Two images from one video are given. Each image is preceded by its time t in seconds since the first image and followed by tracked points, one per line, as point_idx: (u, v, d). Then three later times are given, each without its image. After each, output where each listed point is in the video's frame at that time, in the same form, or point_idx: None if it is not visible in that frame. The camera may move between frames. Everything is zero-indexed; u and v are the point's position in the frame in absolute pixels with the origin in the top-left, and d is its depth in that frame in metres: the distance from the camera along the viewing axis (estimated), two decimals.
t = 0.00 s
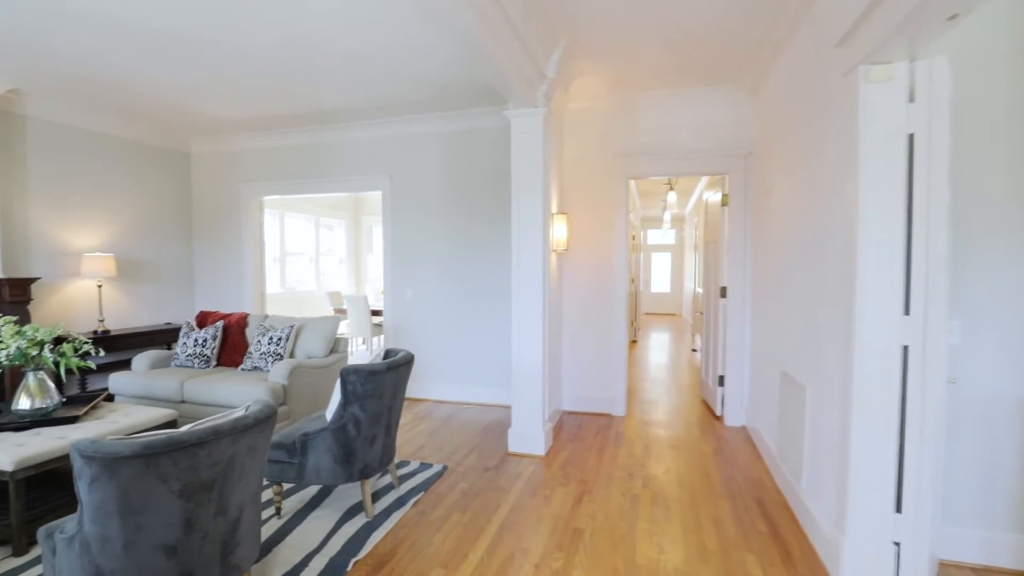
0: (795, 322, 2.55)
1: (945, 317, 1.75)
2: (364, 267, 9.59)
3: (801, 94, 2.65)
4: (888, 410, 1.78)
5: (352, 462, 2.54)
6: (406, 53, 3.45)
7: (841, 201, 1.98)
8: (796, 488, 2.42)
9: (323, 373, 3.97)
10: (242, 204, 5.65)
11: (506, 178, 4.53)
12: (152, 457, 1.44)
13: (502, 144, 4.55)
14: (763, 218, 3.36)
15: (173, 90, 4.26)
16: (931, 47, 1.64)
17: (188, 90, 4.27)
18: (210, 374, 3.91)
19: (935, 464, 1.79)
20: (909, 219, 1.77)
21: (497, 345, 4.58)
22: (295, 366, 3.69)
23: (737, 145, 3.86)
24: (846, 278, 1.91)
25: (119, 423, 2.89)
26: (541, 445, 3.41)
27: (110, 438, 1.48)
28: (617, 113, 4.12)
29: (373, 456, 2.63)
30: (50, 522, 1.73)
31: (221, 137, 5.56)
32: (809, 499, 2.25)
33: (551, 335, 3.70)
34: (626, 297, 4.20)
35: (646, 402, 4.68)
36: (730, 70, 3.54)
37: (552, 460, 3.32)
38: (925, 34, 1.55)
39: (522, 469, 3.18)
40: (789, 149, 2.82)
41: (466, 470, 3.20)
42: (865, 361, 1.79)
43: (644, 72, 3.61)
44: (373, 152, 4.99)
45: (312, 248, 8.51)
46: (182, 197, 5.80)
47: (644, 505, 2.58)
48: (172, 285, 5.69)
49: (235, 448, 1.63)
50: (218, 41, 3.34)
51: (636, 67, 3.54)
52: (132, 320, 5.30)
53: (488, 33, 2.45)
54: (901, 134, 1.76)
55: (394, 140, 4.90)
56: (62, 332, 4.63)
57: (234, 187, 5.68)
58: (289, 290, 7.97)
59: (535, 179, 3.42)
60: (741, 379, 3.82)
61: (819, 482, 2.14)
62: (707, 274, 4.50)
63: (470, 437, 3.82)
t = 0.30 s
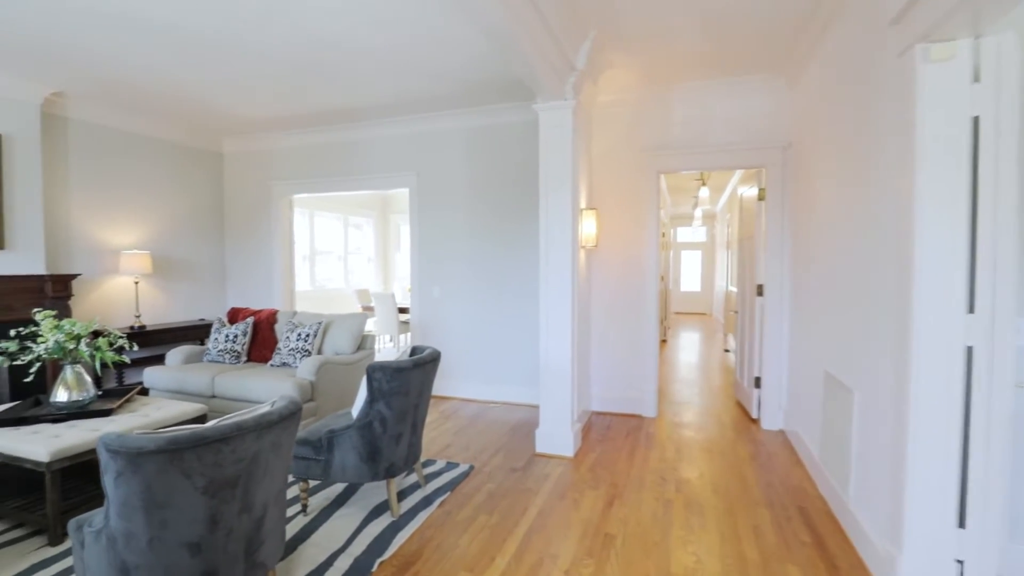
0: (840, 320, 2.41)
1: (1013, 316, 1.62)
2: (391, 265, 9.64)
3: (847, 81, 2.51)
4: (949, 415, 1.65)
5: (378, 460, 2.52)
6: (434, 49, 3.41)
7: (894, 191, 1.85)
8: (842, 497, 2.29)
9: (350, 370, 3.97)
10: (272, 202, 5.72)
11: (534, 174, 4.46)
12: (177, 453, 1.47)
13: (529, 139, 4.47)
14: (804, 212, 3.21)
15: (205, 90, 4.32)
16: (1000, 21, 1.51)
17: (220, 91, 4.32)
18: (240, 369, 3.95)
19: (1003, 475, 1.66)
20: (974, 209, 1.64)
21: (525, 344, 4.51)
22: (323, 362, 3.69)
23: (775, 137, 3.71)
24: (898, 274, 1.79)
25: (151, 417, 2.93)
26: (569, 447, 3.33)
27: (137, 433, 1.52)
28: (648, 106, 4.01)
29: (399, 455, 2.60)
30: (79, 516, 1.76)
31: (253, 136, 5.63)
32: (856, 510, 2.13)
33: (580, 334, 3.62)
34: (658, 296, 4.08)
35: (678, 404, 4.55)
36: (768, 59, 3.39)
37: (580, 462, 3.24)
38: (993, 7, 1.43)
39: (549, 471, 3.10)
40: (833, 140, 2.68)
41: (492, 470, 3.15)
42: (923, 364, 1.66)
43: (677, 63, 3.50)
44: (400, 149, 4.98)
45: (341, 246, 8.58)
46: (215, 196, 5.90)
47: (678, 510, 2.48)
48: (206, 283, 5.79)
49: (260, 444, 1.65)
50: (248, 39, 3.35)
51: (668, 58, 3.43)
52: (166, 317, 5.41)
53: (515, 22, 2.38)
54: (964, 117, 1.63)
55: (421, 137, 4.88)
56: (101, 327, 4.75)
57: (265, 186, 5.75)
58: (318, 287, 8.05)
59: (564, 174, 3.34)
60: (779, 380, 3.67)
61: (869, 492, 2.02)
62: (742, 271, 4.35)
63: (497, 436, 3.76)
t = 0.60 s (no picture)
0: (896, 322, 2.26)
1: None
2: (421, 264, 9.67)
3: (902, 66, 2.36)
4: None
5: (406, 460, 2.51)
6: (465, 45, 3.36)
7: (960, 182, 1.71)
8: (900, 511, 2.14)
9: (380, 367, 3.96)
10: (305, 201, 5.78)
11: (565, 171, 4.37)
12: (205, 450, 1.46)
13: (560, 135, 4.39)
14: (853, 208, 3.05)
15: (240, 91, 4.37)
16: None
17: (255, 91, 4.36)
18: (273, 365, 3.99)
19: None
20: None
21: (555, 344, 4.43)
22: (353, 359, 3.69)
23: (820, 130, 3.53)
24: (966, 271, 1.65)
25: (186, 412, 2.97)
26: (601, 450, 3.24)
27: (164, 429, 1.51)
28: (684, 100, 3.88)
29: (428, 454, 2.59)
30: (111, 510, 1.78)
31: (287, 136, 5.70)
32: (916, 526, 1.99)
33: (613, 334, 3.52)
34: (694, 296, 3.94)
35: (714, 407, 4.40)
36: (814, 47, 3.23)
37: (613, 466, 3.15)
38: None
39: (580, 474, 3.02)
40: (886, 131, 2.52)
41: (522, 472, 3.09)
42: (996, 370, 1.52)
43: (716, 53, 3.36)
44: (430, 147, 4.96)
45: (372, 245, 8.65)
46: (250, 195, 6.00)
47: (718, 523, 2.33)
48: (241, 280, 5.90)
49: (287, 443, 1.62)
50: (283, 39, 3.36)
51: (706, 48, 3.30)
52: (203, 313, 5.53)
53: (547, 12, 2.29)
54: None
55: (452, 134, 4.84)
56: (141, 323, 4.87)
57: (298, 185, 5.82)
58: (349, 285, 8.13)
59: (597, 170, 3.25)
60: (824, 384, 3.49)
61: (931, 507, 1.87)
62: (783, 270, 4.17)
63: (527, 437, 3.70)
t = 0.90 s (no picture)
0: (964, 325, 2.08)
1: None
2: (453, 263, 9.67)
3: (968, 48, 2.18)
4: None
5: (437, 461, 2.51)
6: (500, 40, 3.30)
7: None
8: (971, 531, 1.97)
9: (412, 366, 3.94)
10: (339, 200, 5.83)
11: (600, 167, 4.26)
12: (234, 448, 1.47)
13: (594, 130, 4.28)
14: (911, 202, 2.85)
15: (276, 92, 4.42)
16: None
17: (292, 92, 4.39)
18: (307, 362, 4.01)
19: None
20: None
21: (589, 345, 4.32)
22: (385, 357, 3.68)
23: (874, 118, 3.32)
24: None
25: (222, 408, 3.00)
26: (637, 455, 3.18)
27: (196, 427, 1.54)
28: (726, 91, 3.72)
29: (459, 456, 2.58)
30: (146, 504, 1.81)
31: (322, 136, 5.76)
32: (991, 548, 1.82)
33: (649, 335, 3.41)
34: (735, 296, 3.79)
35: (756, 411, 4.22)
36: (868, 31, 3.04)
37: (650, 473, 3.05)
38: None
39: (615, 481, 2.93)
40: (949, 120, 2.35)
41: (556, 476, 3.07)
42: None
43: (760, 41, 3.21)
44: (462, 145, 4.92)
45: (405, 244, 8.69)
46: (286, 196, 6.08)
47: (765, 535, 2.21)
48: (278, 278, 5.99)
49: (317, 443, 1.62)
50: (318, 38, 3.36)
51: (750, 35, 3.15)
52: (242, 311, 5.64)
53: None
54: None
55: (485, 131, 4.78)
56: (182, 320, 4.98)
57: (333, 185, 5.87)
58: (382, 284, 8.19)
59: (634, 165, 3.14)
60: (878, 390, 3.29)
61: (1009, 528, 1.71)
62: (831, 269, 3.96)
63: (560, 440, 3.63)
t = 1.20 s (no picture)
0: None
1: None
2: (486, 261, 9.64)
3: None
4: None
5: (470, 464, 2.46)
6: (534, 34, 3.22)
7: None
8: None
9: (445, 366, 3.91)
10: (374, 199, 5.86)
11: (637, 163, 4.12)
12: (261, 450, 1.48)
13: (631, 126, 4.15)
14: (979, 197, 2.65)
15: (312, 94, 4.46)
16: None
17: (328, 93, 4.41)
18: (341, 361, 4.02)
19: None
20: None
21: (625, 346, 4.21)
22: (418, 356, 3.66)
23: (939, 105, 3.08)
24: None
25: (257, 405, 3.03)
26: (677, 462, 3.09)
27: (225, 428, 1.55)
28: (771, 82, 3.55)
29: (493, 459, 2.53)
30: (180, 501, 1.84)
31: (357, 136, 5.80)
32: None
33: (690, 337, 3.29)
34: (781, 296, 3.61)
35: (803, 417, 4.03)
36: (931, 12, 2.82)
37: (691, 484, 2.93)
38: None
39: (654, 491, 2.83)
40: None
41: (591, 482, 3.00)
42: None
43: (810, 26, 3.03)
44: (496, 143, 4.86)
45: (439, 243, 8.71)
46: (322, 196, 6.16)
47: (818, 552, 2.12)
48: (315, 277, 6.07)
49: (345, 445, 1.63)
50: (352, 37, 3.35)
51: (800, 21, 2.97)
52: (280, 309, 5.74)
53: None
54: None
55: (519, 128, 4.71)
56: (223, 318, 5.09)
57: (368, 185, 5.91)
58: (416, 282, 8.23)
59: (673, 162, 3.02)
60: (940, 398, 3.08)
61: None
62: (887, 267, 3.73)
63: (595, 444, 3.55)
